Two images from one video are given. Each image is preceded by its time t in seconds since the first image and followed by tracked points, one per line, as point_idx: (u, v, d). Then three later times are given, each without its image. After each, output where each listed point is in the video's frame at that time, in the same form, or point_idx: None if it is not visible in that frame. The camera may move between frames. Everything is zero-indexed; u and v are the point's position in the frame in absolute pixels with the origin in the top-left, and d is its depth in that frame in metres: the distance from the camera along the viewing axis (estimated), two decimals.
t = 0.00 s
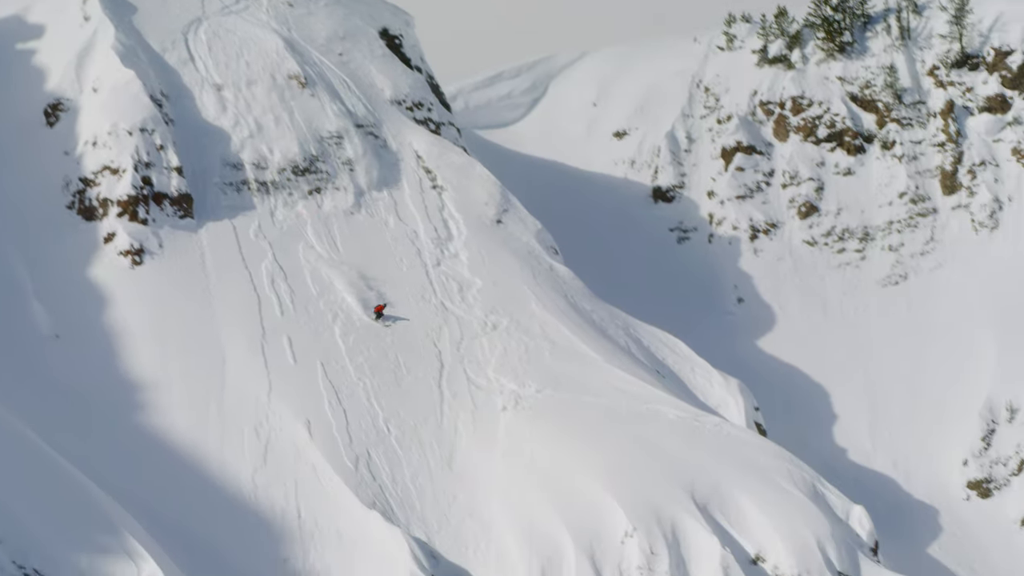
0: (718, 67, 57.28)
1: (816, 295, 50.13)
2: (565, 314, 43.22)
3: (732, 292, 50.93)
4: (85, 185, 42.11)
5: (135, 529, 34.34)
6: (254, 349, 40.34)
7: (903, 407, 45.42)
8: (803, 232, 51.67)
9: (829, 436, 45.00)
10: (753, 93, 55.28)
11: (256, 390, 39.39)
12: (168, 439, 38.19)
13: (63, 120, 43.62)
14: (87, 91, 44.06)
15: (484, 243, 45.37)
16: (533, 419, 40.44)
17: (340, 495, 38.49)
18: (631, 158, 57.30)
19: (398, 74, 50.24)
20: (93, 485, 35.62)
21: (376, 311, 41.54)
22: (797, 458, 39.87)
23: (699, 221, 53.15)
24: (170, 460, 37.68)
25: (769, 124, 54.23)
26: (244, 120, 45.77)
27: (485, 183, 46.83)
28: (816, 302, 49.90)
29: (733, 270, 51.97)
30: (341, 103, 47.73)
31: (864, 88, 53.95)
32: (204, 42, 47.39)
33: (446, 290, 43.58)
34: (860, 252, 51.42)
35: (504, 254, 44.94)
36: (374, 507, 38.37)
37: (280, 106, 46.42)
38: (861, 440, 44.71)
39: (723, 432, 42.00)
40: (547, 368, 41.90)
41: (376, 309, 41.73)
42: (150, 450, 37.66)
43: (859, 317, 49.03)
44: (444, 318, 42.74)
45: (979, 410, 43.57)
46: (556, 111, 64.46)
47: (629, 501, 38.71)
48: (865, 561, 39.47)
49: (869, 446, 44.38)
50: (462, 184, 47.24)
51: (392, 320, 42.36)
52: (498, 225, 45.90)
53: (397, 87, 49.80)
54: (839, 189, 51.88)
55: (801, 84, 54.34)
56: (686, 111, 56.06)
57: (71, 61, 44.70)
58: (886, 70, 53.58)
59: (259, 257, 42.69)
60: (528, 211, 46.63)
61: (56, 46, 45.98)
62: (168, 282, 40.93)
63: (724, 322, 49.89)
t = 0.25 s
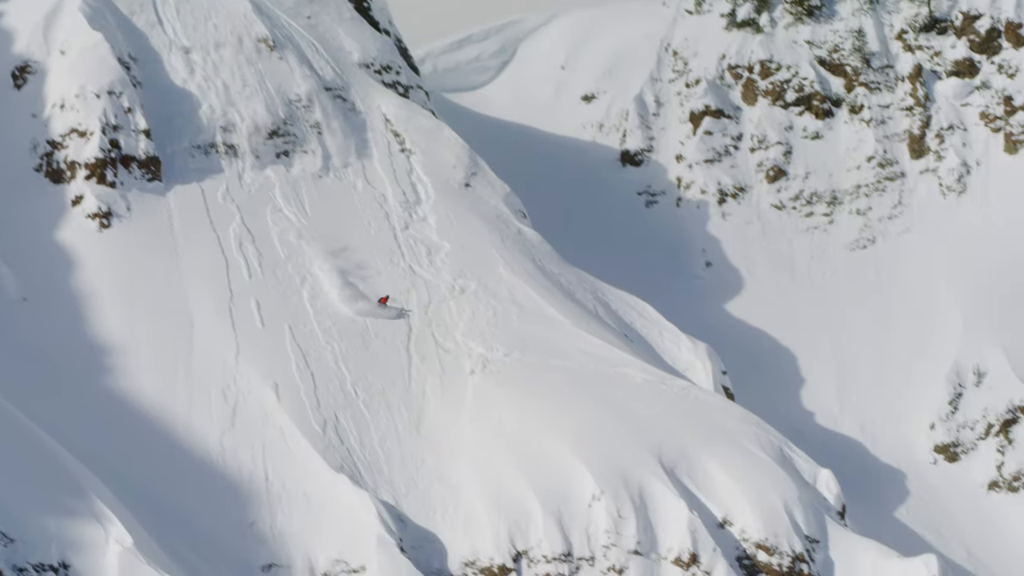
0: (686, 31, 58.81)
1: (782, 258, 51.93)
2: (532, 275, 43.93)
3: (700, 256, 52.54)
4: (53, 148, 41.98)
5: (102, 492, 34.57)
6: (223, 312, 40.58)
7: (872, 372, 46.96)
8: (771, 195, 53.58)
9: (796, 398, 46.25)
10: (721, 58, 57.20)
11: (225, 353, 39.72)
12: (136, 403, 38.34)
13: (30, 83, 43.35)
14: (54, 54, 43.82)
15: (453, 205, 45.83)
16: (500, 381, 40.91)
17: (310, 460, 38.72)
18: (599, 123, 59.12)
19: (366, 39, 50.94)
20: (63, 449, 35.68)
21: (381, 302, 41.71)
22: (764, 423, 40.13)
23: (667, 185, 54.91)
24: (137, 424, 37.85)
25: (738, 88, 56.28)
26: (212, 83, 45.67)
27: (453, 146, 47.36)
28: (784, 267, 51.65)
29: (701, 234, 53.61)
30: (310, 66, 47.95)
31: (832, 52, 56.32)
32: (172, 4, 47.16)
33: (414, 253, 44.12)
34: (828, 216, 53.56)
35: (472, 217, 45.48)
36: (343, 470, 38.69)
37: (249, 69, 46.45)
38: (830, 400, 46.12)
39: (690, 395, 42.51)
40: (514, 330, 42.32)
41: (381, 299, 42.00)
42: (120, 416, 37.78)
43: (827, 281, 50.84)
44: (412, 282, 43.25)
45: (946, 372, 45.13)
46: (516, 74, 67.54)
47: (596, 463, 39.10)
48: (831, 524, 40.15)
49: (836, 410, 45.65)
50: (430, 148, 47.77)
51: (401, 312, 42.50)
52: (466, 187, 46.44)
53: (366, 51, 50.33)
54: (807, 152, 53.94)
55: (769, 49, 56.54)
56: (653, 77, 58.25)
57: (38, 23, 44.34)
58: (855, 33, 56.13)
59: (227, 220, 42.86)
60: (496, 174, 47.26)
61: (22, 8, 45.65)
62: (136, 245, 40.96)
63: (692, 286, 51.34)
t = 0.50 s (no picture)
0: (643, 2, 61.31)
1: (736, 223, 54.90)
2: (485, 244, 45.01)
3: (654, 225, 54.75)
4: (6, 115, 41.84)
5: (58, 460, 34.78)
6: (176, 278, 40.65)
7: (825, 341, 49.63)
8: (726, 164, 56.32)
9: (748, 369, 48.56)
10: (677, 28, 59.97)
11: (178, 320, 39.80)
12: (87, 369, 38.23)
13: None
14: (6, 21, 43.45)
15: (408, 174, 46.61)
16: (455, 352, 41.27)
17: (263, 430, 38.80)
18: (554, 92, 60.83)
19: (322, 9, 51.72)
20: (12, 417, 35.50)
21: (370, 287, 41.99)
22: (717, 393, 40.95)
23: (622, 155, 57.01)
24: (88, 389, 37.78)
25: (694, 58, 59.06)
26: (166, 50, 45.57)
27: (407, 115, 48.30)
28: (736, 235, 54.23)
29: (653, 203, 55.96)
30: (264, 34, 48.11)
31: (787, 21, 59.37)
32: None
33: (368, 222, 44.46)
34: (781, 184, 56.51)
35: (427, 186, 46.20)
36: (296, 438, 38.92)
37: (204, 36, 46.46)
38: (784, 368, 48.87)
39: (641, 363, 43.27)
40: (467, 299, 42.98)
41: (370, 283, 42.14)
42: (69, 380, 37.71)
43: (784, 252, 53.64)
44: (367, 251, 43.43)
45: (900, 345, 47.85)
46: (470, 44, 67.92)
47: (550, 431, 39.69)
48: (782, 492, 40.80)
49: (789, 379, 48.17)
50: (385, 117, 48.51)
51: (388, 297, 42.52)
52: (422, 156, 47.52)
53: (321, 20, 50.96)
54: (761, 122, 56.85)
55: (724, 19, 59.54)
56: (609, 45, 60.50)
57: None
58: (809, 4, 59.23)
59: (182, 188, 43.01)
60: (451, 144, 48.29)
61: None
62: (90, 212, 40.96)
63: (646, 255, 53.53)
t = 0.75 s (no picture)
0: None
1: (698, 203, 52.41)
2: (448, 222, 44.89)
3: (616, 203, 52.45)
4: None
5: (18, 438, 34.82)
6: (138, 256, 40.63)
7: (792, 321, 47.22)
8: (687, 142, 54.12)
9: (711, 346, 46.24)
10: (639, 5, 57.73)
11: (139, 298, 39.77)
12: (47, 346, 38.18)
13: None
14: None
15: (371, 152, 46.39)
16: (418, 329, 41.34)
17: (225, 407, 38.91)
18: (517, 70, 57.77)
19: None
20: None
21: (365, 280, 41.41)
22: (679, 372, 41.14)
23: (584, 132, 54.60)
24: (48, 365, 37.79)
25: (656, 35, 56.84)
26: (128, 26, 45.25)
27: (370, 92, 47.96)
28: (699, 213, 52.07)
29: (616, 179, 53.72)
30: (226, 9, 47.70)
31: None
32: None
33: (331, 199, 44.31)
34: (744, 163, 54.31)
35: (388, 164, 46.00)
36: (258, 416, 39.03)
37: (165, 12, 46.12)
38: (745, 345, 46.51)
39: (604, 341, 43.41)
40: (430, 277, 43.09)
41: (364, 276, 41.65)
42: (31, 357, 37.75)
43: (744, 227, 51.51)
44: (329, 229, 43.34)
45: (863, 321, 45.82)
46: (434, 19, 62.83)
47: (512, 408, 39.83)
48: (744, 470, 40.95)
49: (752, 359, 45.89)
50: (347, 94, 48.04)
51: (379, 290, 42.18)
52: (384, 133, 47.04)
53: None
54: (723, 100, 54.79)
55: None
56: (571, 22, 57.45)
57: None
58: None
59: (144, 166, 42.87)
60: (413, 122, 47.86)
61: None
62: (51, 189, 40.91)
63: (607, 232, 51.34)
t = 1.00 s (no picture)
0: None
1: (672, 192, 51.90)
2: (421, 207, 44.81)
3: (589, 188, 52.07)
4: None
5: None
6: (111, 240, 40.60)
7: (765, 307, 47.03)
8: (660, 127, 53.42)
9: (684, 331, 46.17)
10: None
11: (111, 283, 39.76)
12: (19, 331, 38.17)
13: None
14: None
15: (344, 136, 46.36)
16: (392, 315, 41.42)
17: (198, 391, 39.03)
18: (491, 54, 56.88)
19: None
20: None
21: (370, 280, 41.28)
22: (652, 355, 41.19)
23: (557, 117, 53.97)
24: (21, 350, 37.81)
25: (629, 21, 55.72)
26: (100, 9, 45.18)
27: (343, 76, 47.87)
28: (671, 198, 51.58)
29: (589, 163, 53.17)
30: None
31: None
32: None
33: (304, 184, 44.23)
34: (717, 148, 53.58)
35: (361, 148, 46.02)
36: (232, 401, 39.13)
37: None
38: (719, 330, 46.37)
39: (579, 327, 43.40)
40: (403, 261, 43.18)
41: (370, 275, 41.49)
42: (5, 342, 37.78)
43: (715, 215, 50.86)
44: (302, 213, 43.30)
45: (835, 307, 45.61)
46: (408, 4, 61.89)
47: (486, 392, 39.91)
48: (717, 456, 40.99)
49: (726, 346, 45.60)
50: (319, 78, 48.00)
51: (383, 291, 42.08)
52: (356, 118, 47.10)
53: None
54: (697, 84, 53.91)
55: None
56: (545, 7, 56.25)
57: None
58: None
59: (117, 150, 42.75)
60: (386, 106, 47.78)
61: None
62: (24, 173, 40.76)
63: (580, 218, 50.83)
